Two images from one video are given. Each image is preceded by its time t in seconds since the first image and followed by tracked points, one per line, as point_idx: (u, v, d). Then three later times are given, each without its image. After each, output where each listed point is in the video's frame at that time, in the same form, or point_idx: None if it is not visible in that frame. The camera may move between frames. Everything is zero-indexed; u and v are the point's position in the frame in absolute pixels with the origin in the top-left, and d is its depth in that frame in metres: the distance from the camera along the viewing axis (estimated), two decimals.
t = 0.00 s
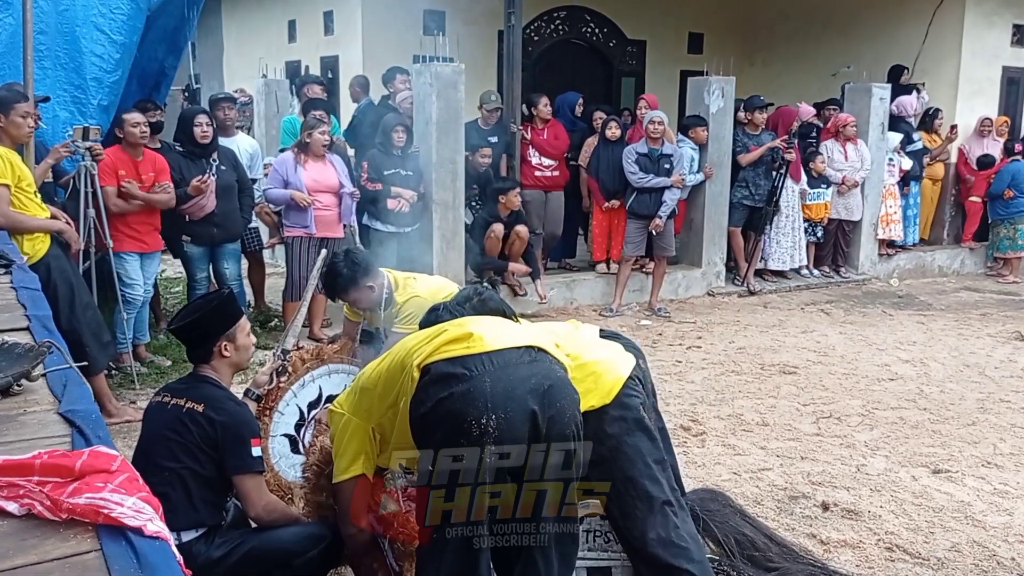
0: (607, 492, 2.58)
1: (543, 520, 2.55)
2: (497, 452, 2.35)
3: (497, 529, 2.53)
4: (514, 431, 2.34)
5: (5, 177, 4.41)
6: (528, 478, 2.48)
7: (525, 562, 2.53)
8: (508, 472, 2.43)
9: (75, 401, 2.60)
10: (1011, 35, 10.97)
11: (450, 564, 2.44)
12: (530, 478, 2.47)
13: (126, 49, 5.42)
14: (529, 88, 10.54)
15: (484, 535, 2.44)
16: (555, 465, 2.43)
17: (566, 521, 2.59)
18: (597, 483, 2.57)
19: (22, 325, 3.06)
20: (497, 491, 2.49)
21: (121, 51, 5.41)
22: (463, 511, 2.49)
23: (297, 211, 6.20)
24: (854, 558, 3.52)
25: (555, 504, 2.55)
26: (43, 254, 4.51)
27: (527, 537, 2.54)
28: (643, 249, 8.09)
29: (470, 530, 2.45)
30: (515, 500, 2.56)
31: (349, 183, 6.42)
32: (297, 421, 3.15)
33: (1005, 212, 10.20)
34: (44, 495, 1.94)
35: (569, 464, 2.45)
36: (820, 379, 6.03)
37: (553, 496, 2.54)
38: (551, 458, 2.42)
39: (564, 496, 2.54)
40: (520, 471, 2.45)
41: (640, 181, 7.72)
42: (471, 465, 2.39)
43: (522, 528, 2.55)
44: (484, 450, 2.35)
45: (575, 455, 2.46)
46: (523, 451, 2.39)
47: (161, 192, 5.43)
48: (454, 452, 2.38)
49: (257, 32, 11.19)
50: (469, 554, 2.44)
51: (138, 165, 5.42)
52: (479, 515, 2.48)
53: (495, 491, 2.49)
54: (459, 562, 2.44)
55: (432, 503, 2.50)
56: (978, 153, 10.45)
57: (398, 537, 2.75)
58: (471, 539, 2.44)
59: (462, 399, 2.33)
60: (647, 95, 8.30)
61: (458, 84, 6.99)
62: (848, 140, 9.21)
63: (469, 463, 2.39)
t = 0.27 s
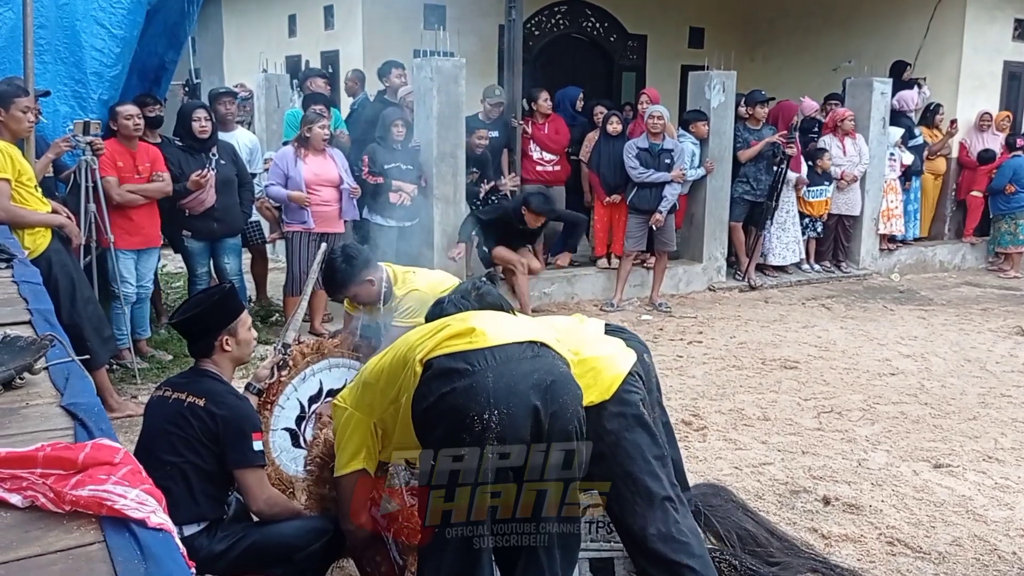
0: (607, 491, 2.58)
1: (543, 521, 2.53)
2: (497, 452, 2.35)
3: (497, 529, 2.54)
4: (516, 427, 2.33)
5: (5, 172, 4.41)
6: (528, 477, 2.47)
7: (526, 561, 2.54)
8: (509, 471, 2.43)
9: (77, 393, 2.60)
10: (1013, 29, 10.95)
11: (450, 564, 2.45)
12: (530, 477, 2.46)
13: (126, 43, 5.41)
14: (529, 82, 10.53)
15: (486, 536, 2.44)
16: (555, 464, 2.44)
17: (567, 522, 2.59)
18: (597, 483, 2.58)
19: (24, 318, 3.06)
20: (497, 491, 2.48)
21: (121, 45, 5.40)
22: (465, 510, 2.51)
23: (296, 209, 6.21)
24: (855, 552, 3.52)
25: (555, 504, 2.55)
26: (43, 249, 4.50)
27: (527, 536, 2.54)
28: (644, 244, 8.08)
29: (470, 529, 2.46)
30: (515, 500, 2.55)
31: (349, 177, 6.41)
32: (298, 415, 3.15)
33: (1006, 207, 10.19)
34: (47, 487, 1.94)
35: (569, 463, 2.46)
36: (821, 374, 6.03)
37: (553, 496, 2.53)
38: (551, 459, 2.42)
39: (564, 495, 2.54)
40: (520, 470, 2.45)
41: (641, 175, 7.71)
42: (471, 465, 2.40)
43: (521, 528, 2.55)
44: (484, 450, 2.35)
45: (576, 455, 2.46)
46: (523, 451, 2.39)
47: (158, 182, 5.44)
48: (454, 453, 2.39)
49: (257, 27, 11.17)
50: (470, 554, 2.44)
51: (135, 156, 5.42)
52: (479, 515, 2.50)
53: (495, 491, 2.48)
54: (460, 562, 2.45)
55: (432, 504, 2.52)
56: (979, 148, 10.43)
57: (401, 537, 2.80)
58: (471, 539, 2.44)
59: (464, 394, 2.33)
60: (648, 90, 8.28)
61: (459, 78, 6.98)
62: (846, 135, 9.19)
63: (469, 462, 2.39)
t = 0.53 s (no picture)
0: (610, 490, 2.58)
1: (543, 521, 2.55)
2: (497, 452, 2.36)
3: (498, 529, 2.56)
4: (522, 423, 2.32)
5: (6, 167, 4.41)
6: (528, 477, 2.47)
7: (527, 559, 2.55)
8: (510, 471, 2.44)
9: (79, 387, 2.61)
10: (1013, 25, 10.94)
11: (456, 563, 2.47)
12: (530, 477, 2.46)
13: (126, 39, 5.41)
14: (530, 78, 10.52)
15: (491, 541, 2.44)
16: (556, 464, 2.43)
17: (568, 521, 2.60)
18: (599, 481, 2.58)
19: (26, 314, 3.06)
20: (497, 491, 2.50)
21: (122, 40, 5.40)
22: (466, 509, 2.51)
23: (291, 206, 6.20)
24: (856, 547, 3.53)
25: (555, 504, 2.55)
26: (45, 244, 4.50)
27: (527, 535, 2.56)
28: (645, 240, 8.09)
29: (471, 529, 2.46)
30: (515, 499, 2.55)
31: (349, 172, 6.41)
32: (300, 410, 3.16)
33: (1006, 203, 10.18)
34: (51, 480, 1.94)
35: (570, 463, 2.45)
36: (822, 370, 6.03)
37: (553, 497, 2.54)
38: (552, 459, 2.42)
39: (564, 496, 2.54)
40: (522, 471, 2.45)
41: (641, 171, 7.71)
42: (471, 465, 2.41)
43: (521, 529, 2.56)
44: (484, 451, 2.36)
45: (577, 455, 2.45)
46: (524, 451, 2.38)
47: (156, 179, 5.44)
48: (454, 453, 2.40)
49: (257, 23, 11.16)
50: (473, 553, 2.45)
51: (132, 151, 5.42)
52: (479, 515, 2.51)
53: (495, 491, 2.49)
54: (466, 561, 2.46)
55: (432, 504, 2.56)
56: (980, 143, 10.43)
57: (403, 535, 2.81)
58: (472, 539, 2.45)
59: (469, 389, 2.32)
60: (650, 85, 8.25)
61: (460, 74, 6.98)
62: (847, 131, 9.16)
63: (470, 463, 2.41)
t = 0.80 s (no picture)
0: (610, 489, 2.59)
1: (542, 521, 2.55)
2: (498, 453, 2.36)
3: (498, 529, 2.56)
4: (527, 421, 2.32)
5: (7, 165, 4.41)
6: (528, 477, 2.48)
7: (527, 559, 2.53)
8: (509, 471, 2.44)
9: (81, 384, 2.61)
10: (1014, 22, 10.93)
11: (459, 563, 2.44)
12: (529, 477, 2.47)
13: (127, 36, 5.41)
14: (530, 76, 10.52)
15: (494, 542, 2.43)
16: (556, 464, 2.43)
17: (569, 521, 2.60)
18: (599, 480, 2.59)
19: (27, 311, 3.06)
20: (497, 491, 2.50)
21: (122, 38, 5.39)
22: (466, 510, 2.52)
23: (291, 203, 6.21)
24: (857, 544, 3.53)
25: (555, 503, 2.55)
26: (45, 242, 4.51)
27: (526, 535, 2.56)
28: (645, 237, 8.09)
29: (470, 529, 2.45)
30: (515, 500, 2.57)
31: (349, 170, 6.41)
32: (302, 408, 3.17)
33: (1007, 200, 10.18)
34: (54, 477, 1.94)
35: (572, 463, 2.43)
36: (822, 367, 6.04)
37: (553, 497, 2.54)
38: (551, 459, 2.41)
39: (564, 496, 2.54)
40: (520, 472, 2.45)
41: (642, 168, 7.71)
42: (471, 465, 2.42)
43: (521, 529, 2.56)
44: (484, 451, 2.36)
45: (578, 454, 2.42)
46: (524, 452, 2.38)
47: (161, 175, 5.45)
48: (454, 453, 2.41)
49: (257, 20, 11.15)
50: (474, 553, 2.43)
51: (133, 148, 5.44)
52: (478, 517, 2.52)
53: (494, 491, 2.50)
54: (468, 560, 2.44)
55: (432, 504, 2.58)
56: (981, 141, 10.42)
57: (400, 534, 2.82)
58: (472, 539, 2.44)
59: (475, 386, 2.32)
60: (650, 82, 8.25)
61: (460, 71, 6.98)
62: (847, 129, 9.15)
63: (468, 463, 2.41)
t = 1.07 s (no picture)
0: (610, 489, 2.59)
1: (543, 521, 2.56)
2: (497, 453, 2.36)
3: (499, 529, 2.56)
4: (531, 424, 2.33)
5: (6, 165, 4.42)
6: (528, 477, 2.48)
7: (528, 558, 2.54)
8: (507, 471, 2.44)
9: (81, 384, 2.61)
10: (1014, 21, 10.93)
11: (460, 563, 2.47)
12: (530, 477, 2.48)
13: (126, 35, 5.41)
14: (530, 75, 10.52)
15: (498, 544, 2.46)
16: (557, 464, 2.43)
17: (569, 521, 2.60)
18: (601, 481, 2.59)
19: (27, 311, 3.06)
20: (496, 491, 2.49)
21: (121, 37, 5.40)
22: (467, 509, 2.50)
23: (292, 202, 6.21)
24: (855, 543, 3.54)
25: (555, 504, 2.56)
26: (45, 241, 4.51)
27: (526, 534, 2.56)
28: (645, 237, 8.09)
29: (470, 530, 2.47)
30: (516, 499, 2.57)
31: (349, 170, 6.41)
32: (301, 407, 3.17)
33: (1008, 199, 10.18)
34: (53, 478, 1.95)
35: (572, 464, 2.44)
36: (821, 366, 6.05)
37: (553, 497, 2.56)
38: (552, 459, 2.41)
39: (564, 496, 2.55)
40: (519, 472, 2.46)
41: (641, 168, 7.71)
42: (471, 465, 2.42)
43: (522, 529, 2.57)
44: (484, 451, 2.36)
45: (578, 455, 2.42)
46: (524, 452, 2.38)
47: (163, 175, 5.46)
48: (454, 453, 2.41)
49: (257, 19, 11.15)
50: (475, 553, 2.46)
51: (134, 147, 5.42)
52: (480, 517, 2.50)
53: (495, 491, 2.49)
54: (471, 561, 2.46)
55: (432, 504, 2.56)
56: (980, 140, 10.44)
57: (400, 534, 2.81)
58: (472, 539, 2.46)
59: (479, 389, 2.32)
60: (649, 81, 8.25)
61: (460, 71, 6.98)
62: (846, 128, 9.16)
63: (468, 463, 2.41)
